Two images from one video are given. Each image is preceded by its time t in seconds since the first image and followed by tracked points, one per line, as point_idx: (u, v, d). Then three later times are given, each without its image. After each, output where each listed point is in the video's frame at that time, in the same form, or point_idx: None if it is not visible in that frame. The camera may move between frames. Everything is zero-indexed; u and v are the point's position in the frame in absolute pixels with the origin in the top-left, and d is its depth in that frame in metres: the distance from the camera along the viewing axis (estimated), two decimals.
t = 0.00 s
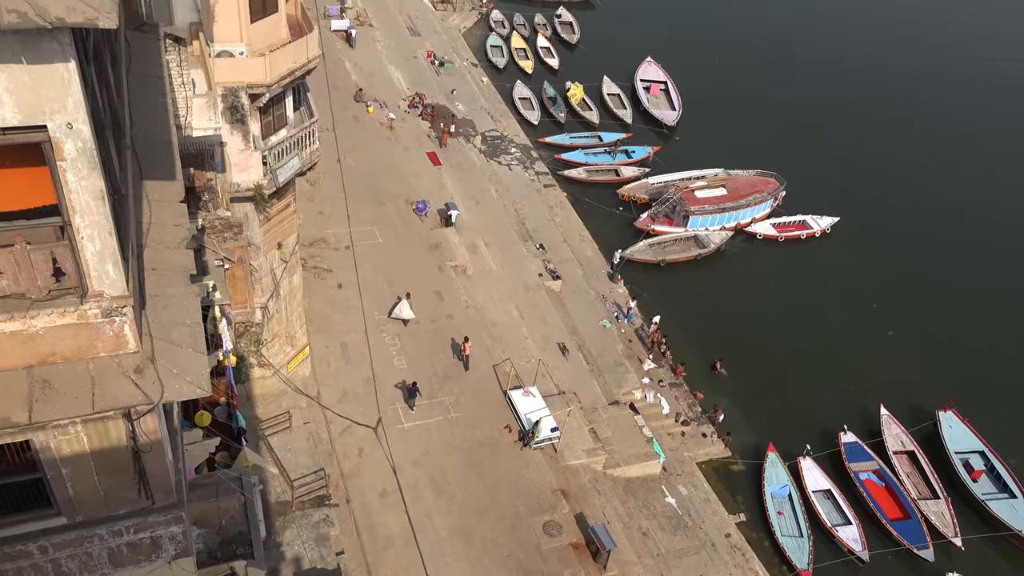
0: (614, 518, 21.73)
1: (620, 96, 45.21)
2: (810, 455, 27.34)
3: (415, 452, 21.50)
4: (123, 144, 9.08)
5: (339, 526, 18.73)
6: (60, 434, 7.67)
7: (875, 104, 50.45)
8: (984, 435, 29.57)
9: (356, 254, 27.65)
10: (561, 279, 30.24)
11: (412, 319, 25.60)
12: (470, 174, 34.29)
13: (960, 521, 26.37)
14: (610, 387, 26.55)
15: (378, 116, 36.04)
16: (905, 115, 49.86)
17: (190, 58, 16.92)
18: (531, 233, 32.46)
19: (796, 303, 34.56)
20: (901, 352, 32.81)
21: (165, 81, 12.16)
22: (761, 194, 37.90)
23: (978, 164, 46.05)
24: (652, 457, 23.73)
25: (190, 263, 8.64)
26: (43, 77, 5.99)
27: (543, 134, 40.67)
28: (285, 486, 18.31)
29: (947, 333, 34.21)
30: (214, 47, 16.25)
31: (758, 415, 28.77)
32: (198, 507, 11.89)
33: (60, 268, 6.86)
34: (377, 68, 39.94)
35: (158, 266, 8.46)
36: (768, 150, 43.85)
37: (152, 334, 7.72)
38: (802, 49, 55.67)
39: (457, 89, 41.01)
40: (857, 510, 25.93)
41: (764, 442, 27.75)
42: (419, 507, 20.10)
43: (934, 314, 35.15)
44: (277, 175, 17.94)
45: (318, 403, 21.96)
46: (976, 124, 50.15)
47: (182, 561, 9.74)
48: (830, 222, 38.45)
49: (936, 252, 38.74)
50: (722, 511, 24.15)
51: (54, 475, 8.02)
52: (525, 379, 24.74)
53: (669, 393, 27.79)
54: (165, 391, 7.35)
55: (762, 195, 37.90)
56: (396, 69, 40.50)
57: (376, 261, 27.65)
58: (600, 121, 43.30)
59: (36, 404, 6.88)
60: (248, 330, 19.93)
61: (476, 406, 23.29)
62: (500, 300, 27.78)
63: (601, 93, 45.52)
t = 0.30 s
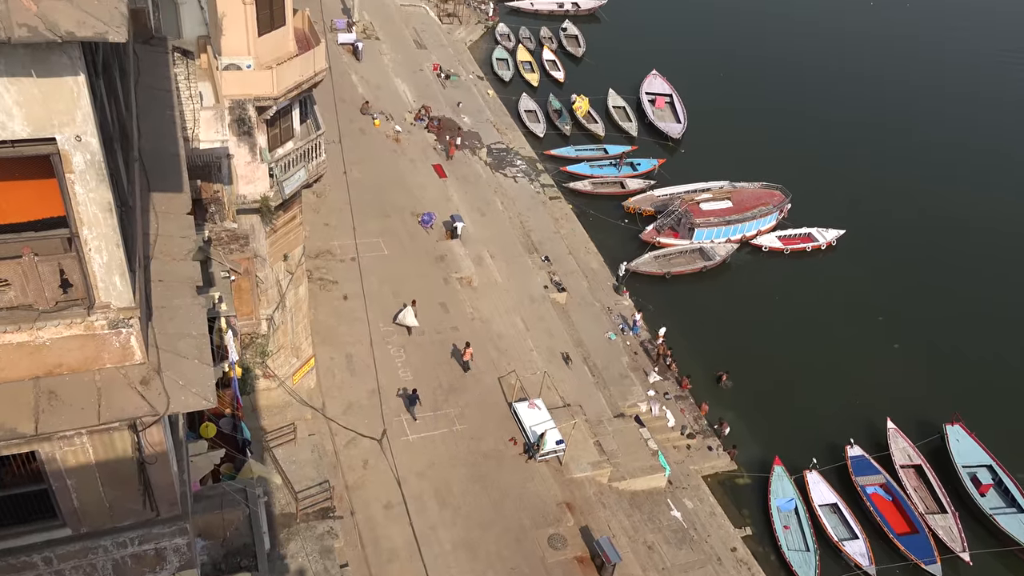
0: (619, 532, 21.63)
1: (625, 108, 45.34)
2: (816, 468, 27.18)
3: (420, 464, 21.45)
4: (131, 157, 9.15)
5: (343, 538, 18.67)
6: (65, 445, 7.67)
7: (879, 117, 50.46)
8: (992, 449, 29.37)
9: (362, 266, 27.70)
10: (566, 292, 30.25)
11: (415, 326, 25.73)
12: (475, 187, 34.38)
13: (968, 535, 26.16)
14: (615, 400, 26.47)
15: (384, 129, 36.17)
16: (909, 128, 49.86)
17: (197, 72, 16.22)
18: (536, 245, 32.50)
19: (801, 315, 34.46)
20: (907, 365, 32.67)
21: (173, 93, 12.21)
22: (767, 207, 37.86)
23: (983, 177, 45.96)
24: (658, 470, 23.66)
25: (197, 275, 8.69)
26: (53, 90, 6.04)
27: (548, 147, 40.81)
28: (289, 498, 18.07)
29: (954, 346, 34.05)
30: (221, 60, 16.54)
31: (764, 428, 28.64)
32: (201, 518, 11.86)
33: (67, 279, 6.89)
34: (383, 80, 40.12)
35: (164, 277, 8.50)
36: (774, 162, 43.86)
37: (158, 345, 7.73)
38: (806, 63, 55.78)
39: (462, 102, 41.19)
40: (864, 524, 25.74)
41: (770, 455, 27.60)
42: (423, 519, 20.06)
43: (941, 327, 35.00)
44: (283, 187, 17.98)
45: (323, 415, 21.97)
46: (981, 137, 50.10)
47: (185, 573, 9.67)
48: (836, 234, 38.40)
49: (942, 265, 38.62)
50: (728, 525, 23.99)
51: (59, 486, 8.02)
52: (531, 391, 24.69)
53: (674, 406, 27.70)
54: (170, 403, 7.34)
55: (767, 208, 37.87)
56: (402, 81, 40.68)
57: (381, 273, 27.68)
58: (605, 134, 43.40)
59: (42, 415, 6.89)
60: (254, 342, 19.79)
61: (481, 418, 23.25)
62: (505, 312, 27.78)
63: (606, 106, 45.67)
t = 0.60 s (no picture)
0: (625, 546, 21.50)
1: (631, 122, 45.47)
2: (823, 483, 27.02)
3: (425, 476, 21.39)
4: (139, 170, 9.19)
5: (347, 551, 18.60)
6: (71, 456, 7.67)
7: (884, 131, 50.50)
8: (999, 464, 29.17)
9: (368, 279, 27.74)
10: (571, 304, 30.21)
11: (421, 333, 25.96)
12: (481, 199, 34.45)
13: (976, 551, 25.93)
14: (620, 413, 26.37)
15: (391, 142, 36.33)
16: (914, 142, 49.88)
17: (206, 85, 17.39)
18: (542, 257, 32.52)
19: (807, 329, 34.35)
20: (914, 379, 32.51)
21: (181, 106, 12.30)
22: (773, 220, 37.80)
23: (989, 191, 45.88)
24: (663, 484, 23.54)
25: (203, 287, 8.70)
26: (63, 104, 6.07)
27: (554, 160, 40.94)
28: (293, 509, 17.91)
29: (960, 360, 33.89)
30: (229, 74, 16.64)
31: (770, 442, 28.49)
32: (206, 531, 11.81)
33: (74, 291, 6.91)
34: (389, 93, 40.31)
35: (171, 289, 8.51)
36: (779, 176, 43.89)
37: (164, 357, 7.74)
38: (811, 77, 55.92)
39: (468, 115, 41.36)
40: (871, 539, 25.55)
41: (777, 469, 27.45)
42: (428, 533, 19.95)
43: (947, 340, 34.85)
44: (289, 199, 18.05)
45: (327, 427, 21.95)
46: (986, 150, 50.06)
47: None
48: (842, 248, 38.33)
49: (948, 279, 38.51)
50: (734, 539, 23.81)
51: (65, 498, 8.02)
52: (536, 404, 24.62)
53: (680, 419, 27.58)
54: (176, 415, 7.34)
55: (773, 221, 37.82)
56: (408, 94, 40.86)
57: (386, 285, 27.71)
58: (611, 147, 43.52)
59: (49, 427, 6.89)
60: (259, 353, 19.88)
61: (486, 431, 23.18)
62: (510, 325, 27.77)
63: (612, 120, 45.83)
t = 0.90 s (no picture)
0: (630, 560, 21.36)
1: (636, 135, 45.57)
2: (829, 497, 26.84)
3: (429, 489, 21.32)
4: (145, 183, 9.23)
5: (350, 564, 18.53)
6: (76, 468, 7.68)
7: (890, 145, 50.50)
8: (1008, 480, 28.95)
9: (373, 291, 27.77)
10: (576, 317, 30.17)
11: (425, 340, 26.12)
12: (487, 212, 34.53)
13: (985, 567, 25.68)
14: (626, 427, 26.27)
15: (397, 155, 36.48)
16: (920, 156, 49.85)
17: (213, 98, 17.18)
18: (547, 270, 32.54)
19: (813, 342, 34.24)
20: (921, 394, 32.34)
21: (189, 120, 12.36)
22: (778, 234, 37.77)
23: (995, 205, 45.80)
24: (668, 498, 23.43)
25: (209, 299, 8.74)
26: (72, 118, 6.09)
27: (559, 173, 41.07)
28: (298, 523, 18.69)
29: (968, 374, 33.70)
30: (237, 86, 17.17)
31: (777, 457, 28.34)
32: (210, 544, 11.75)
33: (81, 303, 6.92)
34: (395, 106, 40.48)
35: (177, 301, 8.54)
36: (784, 190, 43.92)
37: (170, 369, 7.75)
38: (816, 92, 56.04)
39: (474, 128, 41.53)
40: (878, 555, 25.33)
41: (783, 484, 27.28)
42: (432, 546, 19.86)
43: (955, 354, 34.69)
44: (296, 213, 18.14)
45: (332, 439, 21.91)
46: (993, 165, 49.99)
47: None
48: (847, 261, 38.26)
49: (954, 293, 38.38)
50: (739, 554, 23.62)
51: (69, 510, 8.01)
52: (541, 418, 24.56)
53: (685, 433, 27.47)
54: (181, 428, 7.36)
55: (778, 235, 37.80)
56: (414, 108, 41.03)
57: (392, 297, 27.74)
58: (616, 160, 43.61)
59: (54, 439, 6.89)
60: (264, 366, 20.11)
61: (491, 444, 23.12)
62: (515, 338, 27.75)
63: (617, 133, 45.96)
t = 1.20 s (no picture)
0: None
1: (641, 149, 45.65)
2: (836, 513, 26.66)
3: (433, 503, 21.25)
4: (153, 196, 9.27)
5: None
6: (81, 481, 7.69)
7: (895, 160, 50.51)
8: (1016, 495, 28.73)
9: (378, 304, 27.80)
10: (581, 331, 30.14)
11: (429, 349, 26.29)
12: (492, 226, 34.60)
13: None
14: (631, 441, 26.17)
15: (402, 168, 36.58)
16: (926, 171, 49.83)
17: (220, 111, 17.71)
18: (552, 283, 32.54)
19: (818, 356, 34.13)
20: (927, 408, 32.17)
21: (196, 134, 12.43)
22: (784, 248, 37.71)
23: (1001, 219, 45.72)
24: (674, 512, 23.32)
25: (215, 312, 8.75)
26: (81, 132, 6.14)
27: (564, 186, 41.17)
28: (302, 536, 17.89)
29: (975, 389, 33.52)
30: (244, 100, 17.25)
31: (783, 471, 28.21)
32: (214, 557, 11.70)
33: (88, 316, 6.96)
34: (401, 120, 40.64)
35: (183, 314, 8.56)
36: (789, 204, 43.94)
37: (176, 382, 7.74)
38: (821, 106, 56.15)
39: (479, 142, 41.66)
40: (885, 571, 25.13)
41: (789, 499, 27.13)
42: (436, 560, 19.79)
43: (961, 368, 34.51)
44: (302, 225, 18.20)
45: (336, 452, 21.87)
46: (999, 180, 49.93)
47: None
48: (853, 275, 38.16)
49: (961, 308, 38.24)
50: (745, 570, 23.45)
51: (74, 523, 8.01)
52: (546, 431, 24.49)
53: (690, 447, 27.36)
54: (187, 440, 7.32)
55: (784, 248, 37.74)
56: (420, 121, 41.19)
57: (397, 310, 27.76)
58: (621, 174, 43.69)
59: (60, 451, 6.89)
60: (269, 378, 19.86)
61: (496, 458, 23.04)
62: (520, 351, 27.71)
63: (622, 146, 46.05)
